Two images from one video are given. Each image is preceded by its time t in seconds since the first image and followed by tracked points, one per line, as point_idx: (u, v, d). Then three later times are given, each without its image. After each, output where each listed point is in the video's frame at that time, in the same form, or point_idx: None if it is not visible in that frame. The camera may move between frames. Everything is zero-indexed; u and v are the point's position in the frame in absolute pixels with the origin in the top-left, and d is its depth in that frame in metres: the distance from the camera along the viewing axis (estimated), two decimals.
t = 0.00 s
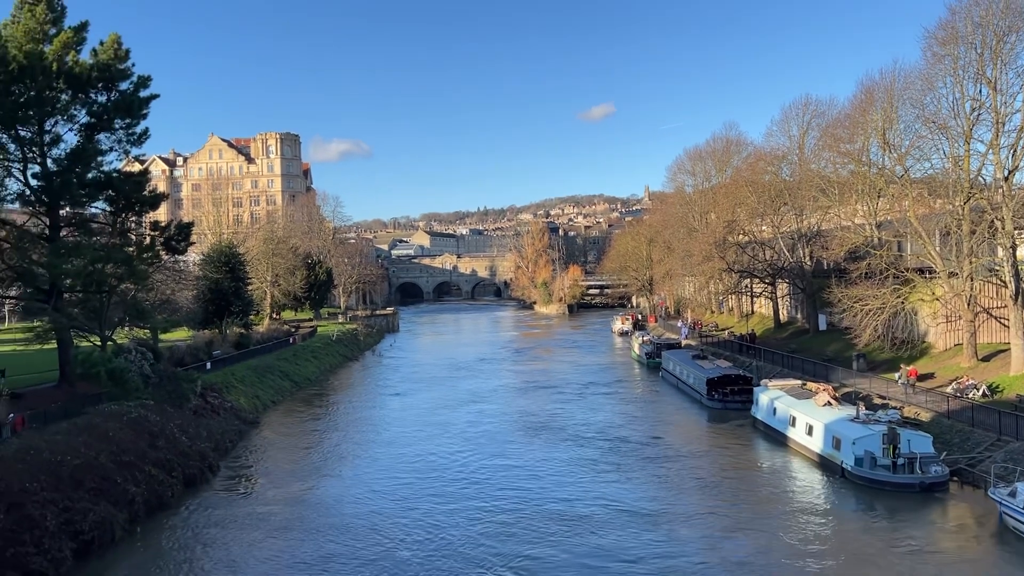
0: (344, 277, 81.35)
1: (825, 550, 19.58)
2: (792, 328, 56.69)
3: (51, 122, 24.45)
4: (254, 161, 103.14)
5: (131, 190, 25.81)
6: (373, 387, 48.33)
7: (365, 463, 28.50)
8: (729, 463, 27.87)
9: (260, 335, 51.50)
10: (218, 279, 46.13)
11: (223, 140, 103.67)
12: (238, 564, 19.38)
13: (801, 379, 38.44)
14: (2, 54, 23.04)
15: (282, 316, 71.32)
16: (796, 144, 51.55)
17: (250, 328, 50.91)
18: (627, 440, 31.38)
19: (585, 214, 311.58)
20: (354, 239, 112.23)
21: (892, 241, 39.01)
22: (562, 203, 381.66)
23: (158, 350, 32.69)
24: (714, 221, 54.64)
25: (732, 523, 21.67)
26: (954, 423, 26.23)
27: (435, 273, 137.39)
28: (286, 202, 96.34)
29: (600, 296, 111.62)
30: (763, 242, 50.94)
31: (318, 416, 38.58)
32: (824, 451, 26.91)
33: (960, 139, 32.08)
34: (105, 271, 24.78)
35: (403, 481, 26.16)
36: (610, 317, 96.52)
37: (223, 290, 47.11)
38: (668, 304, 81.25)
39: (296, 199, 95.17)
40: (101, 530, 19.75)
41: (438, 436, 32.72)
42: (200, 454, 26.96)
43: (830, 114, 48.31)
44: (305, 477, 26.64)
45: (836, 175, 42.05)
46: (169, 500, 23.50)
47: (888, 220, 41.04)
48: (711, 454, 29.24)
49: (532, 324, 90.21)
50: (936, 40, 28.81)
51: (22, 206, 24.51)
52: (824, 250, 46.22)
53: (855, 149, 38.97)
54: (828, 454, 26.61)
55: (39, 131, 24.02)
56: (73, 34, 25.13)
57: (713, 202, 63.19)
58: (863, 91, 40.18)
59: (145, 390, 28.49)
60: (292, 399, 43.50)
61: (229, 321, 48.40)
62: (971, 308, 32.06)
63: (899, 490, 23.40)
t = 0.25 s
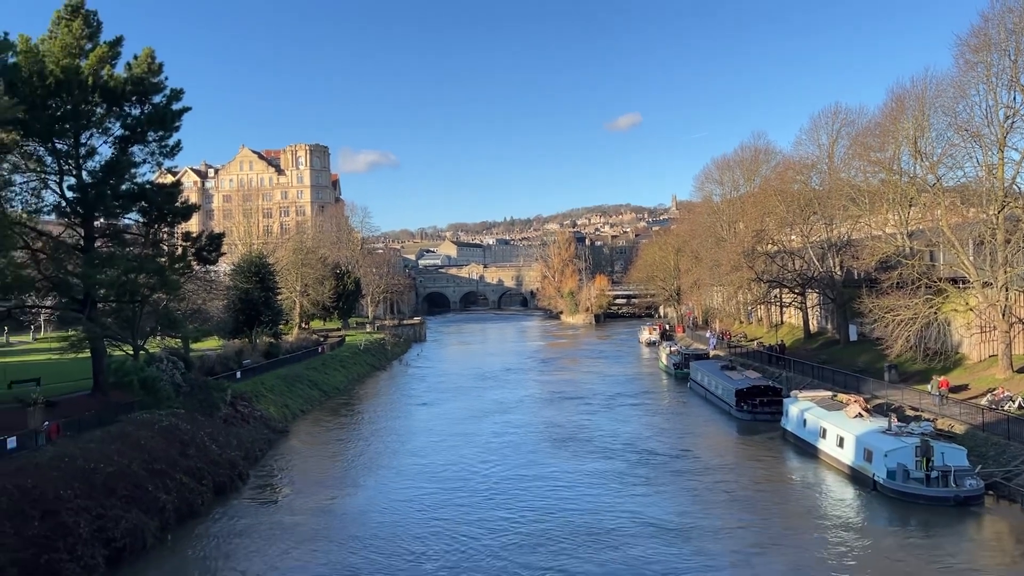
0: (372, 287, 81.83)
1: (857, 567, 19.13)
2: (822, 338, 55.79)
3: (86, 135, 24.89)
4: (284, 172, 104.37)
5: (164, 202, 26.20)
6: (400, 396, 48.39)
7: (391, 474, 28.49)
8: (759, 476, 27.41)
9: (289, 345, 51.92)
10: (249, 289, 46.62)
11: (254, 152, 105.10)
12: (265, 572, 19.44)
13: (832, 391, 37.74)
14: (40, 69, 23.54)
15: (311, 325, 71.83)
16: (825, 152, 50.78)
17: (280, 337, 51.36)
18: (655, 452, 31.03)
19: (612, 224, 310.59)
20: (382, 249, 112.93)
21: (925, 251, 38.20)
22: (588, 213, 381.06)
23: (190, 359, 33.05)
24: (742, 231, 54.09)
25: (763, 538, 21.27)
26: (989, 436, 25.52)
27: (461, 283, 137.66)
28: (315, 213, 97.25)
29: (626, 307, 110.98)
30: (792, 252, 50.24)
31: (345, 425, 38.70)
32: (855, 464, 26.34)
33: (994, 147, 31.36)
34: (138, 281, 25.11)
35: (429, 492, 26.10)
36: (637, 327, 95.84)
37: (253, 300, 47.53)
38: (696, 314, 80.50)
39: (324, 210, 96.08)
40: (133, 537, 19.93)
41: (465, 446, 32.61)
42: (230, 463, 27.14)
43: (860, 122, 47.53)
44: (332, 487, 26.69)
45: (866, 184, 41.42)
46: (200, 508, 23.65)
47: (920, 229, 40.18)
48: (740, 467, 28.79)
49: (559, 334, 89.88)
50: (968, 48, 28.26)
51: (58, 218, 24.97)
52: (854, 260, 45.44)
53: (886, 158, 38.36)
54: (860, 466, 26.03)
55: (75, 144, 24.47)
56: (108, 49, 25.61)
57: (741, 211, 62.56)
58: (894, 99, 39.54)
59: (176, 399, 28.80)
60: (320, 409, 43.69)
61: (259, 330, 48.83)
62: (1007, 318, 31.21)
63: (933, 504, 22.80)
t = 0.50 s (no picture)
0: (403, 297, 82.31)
1: None
2: (859, 350, 54.63)
3: (125, 149, 25.34)
4: (318, 184, 105.69)
5: (200, 214, 26.56)
6: (431, 407, 48.46)
7: (423, 485, 28.45)
8: (796, 492, 26.81)
9: (323, 355, 52.38)
10: (283, 300, 47.16)
11: (289, 164, 106.68)
12: None
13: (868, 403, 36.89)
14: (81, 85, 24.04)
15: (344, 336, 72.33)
16: (860, 162, 49.87)
17: (313, 347, 51.81)
18: (689, 466, 30.54)
19: (643, 234, 308.89)
20: (414, 259, 113.63)
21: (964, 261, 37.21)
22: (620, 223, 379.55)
23: (225, 369, 33.40)
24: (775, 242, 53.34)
25: (800, 556, 20.77)
26: None
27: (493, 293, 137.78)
28: (348, 225, 98.25)
29: (659, 317, 110.06)
30: (827, 262, 49.36)
31: (377, 435, 38.82)
32: (892, 478, 25.67)
33: None
34: (174, 292, 25.42)
35: (460, 504, 25.96)
36: (668, 338, 94.91)
37: (287, 311, 47.96)
38: (729, 325, 79.49)
39: (357, 222, 97.06)
40: (169, 545, 20.05)
41: (496, 458, 32.49)
42: (264, 472, 27.28)
43: (896, 131, 46.58)
44: (363, 498, 26.73)
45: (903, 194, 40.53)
46: (234, 517, 23.79)
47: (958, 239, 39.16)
48: (776, 482, 28.21)
49: (590, 345, 89.36)
50: (1008, 54, 27.52)
51: (98, 230, 25.47)
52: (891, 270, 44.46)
53: (922, 167, 37.53)
54: (897, 481, 25.36)
55: (114, 158, 24.91)
56: (147, 64, 26.07)
57: (775, 222, 61.72)
58: (931, 107, 38.70)
59: (211, 408, 29.12)
60: (352, 419, 43.91)
61: (293, 340, 49.26)
62: None
63: (974, 520, 22.10)
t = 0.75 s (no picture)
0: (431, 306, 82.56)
1: None
2: (892, 359, 53.53)
3: (158, 160, 25.70)
4: (347, 194, 106.64)
5: (232, 224, 26.82)
6: (458, 416, 48.42)
7: (450, 495, 28.36)
8: (829, 504, 26.25)
9: (351, 363, 52.66)
10: (312, 309, 47.53)
11: (318, 175, 107.82)
12: None
13: (901, 414, 36.08)
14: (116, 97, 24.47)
15: (372, 344, 72.65)
16: (892, 169, 48.90)
17: (342, 356, 52.09)
18: (719, 477, 30.08)
19: (672, 242, 307.00)
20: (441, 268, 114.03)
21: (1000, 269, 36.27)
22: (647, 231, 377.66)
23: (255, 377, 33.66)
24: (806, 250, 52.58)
25: (833, 571, 20.27)
26: None
27: (520, 302, 137.67)
28: (376, 234, 98.94)
29: (687, 326, 109.07)
30: (858, 271, 48.50)
31: (405, 444, 38.85)
32: (927, 490, 25.05)
33: None
34: (206, 301, 25.65)
35: (487, 515, 25.79)
36: (698, 347, 93.98)
37: (316, 319, 48.26)
38: (759, 334, 78.47)
39: (385, 231, 97.72)
40: (200, 552, 20.12)
41: (523, 468, 32.32)
42: (293, 480, 27.37)
43: (929, 137, 45.68)
44: (390, 507, 26.72)
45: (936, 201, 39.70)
46: (264, 525, 23.87)
47: (994, 247, 38.18)
48: (809, 494, 27.64)
49: (618, 354, 88.79)
50: None
51: (132, 240, 25.84)
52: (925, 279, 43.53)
53: (956, 174, 36.70)
54: (931, 493, 24.73)
55: (147, 169, 25.28)
56: (179, 76, 26.44)
57: (805, 230, 60.88)
58: (964, 113, 37.90)
59: (242, 416, 29.35)
60: (380, 427, 44.00)
61: (322, 348, 49.56)
62: None
63: (1011, 534, 21.45)
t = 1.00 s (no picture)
0: (462, 315, 82.71)
1: None
2: (931, 369, 52.25)
3: (195, 171, 26.07)
4: (379, 204, 107.50)
5: (266, 234, 27.09)
6: (490, 425, 48.32)
7: (482, 505, 28.23)
8: (868, 518, 25.56)
9: (384, 372, 52.91)
10: (345, 318, 47.87)
11: (351, 185, 108.91)
12: None
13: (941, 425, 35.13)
14: (154, 110, 24.90)
15: (404, 353, 72.91)
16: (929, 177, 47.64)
17: (374, 364, 52.36)
18: (754, 490, 29.54)
19: (704, 250, 304.23)
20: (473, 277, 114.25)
21: None
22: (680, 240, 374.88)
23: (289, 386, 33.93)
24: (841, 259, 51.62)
25: None
26: None
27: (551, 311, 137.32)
28: (408, 244, 99.56)
29: (720, 336, 107.77)
30: (895, 279, 47.46)
31: (437, 453, 38.84)
32: (968, 503, 24.33)
33: None
34: (241, 310, 25.90)
35: (519, 526, 25.58)
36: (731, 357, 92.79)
37: (349, 328, 48.54)
38: (794, 344, 77.23)
39: (417, 241, 98.27)
40: (235, 559, 20.20)
41: (555, 479, 32.08)
42: (326, 488, 27.46)
43: (967, 143, 44.61)
44: (421, 517, 26.67)
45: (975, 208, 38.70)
46: (297, 532, 23.96)
47: None
48: (847, 507, 26.96)
49: (649, 364, 87.97)
50: None
51: (169, 250, 26.26)
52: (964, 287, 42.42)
53: (996, 181, 35.76)
54: (973, 506, 24.01)
55: (184, 180, 25.66)
56: (215, 89, 26.85)
57: (841, 238, 59.83)
58: (1004, 118, 36.94)
59: (276, 425, 29.58)
60: (412, 436, 44.07)
61: (355, 357, 49.87)
62: None
63: None
